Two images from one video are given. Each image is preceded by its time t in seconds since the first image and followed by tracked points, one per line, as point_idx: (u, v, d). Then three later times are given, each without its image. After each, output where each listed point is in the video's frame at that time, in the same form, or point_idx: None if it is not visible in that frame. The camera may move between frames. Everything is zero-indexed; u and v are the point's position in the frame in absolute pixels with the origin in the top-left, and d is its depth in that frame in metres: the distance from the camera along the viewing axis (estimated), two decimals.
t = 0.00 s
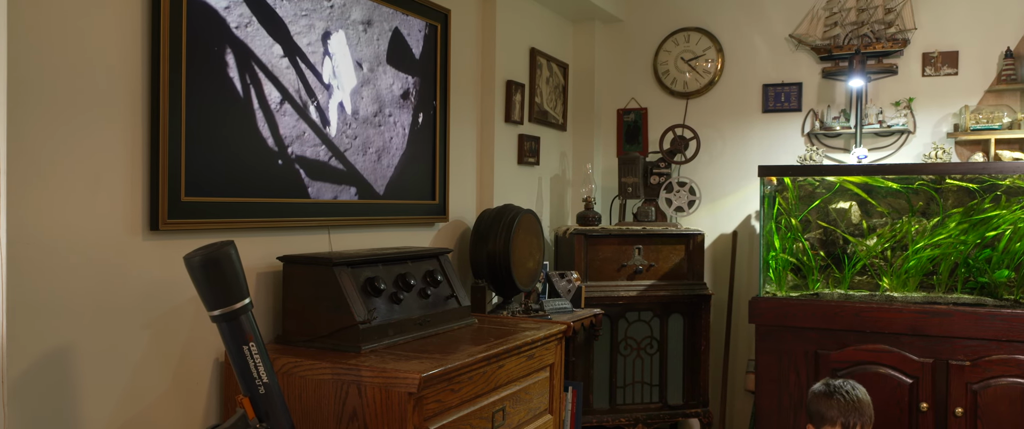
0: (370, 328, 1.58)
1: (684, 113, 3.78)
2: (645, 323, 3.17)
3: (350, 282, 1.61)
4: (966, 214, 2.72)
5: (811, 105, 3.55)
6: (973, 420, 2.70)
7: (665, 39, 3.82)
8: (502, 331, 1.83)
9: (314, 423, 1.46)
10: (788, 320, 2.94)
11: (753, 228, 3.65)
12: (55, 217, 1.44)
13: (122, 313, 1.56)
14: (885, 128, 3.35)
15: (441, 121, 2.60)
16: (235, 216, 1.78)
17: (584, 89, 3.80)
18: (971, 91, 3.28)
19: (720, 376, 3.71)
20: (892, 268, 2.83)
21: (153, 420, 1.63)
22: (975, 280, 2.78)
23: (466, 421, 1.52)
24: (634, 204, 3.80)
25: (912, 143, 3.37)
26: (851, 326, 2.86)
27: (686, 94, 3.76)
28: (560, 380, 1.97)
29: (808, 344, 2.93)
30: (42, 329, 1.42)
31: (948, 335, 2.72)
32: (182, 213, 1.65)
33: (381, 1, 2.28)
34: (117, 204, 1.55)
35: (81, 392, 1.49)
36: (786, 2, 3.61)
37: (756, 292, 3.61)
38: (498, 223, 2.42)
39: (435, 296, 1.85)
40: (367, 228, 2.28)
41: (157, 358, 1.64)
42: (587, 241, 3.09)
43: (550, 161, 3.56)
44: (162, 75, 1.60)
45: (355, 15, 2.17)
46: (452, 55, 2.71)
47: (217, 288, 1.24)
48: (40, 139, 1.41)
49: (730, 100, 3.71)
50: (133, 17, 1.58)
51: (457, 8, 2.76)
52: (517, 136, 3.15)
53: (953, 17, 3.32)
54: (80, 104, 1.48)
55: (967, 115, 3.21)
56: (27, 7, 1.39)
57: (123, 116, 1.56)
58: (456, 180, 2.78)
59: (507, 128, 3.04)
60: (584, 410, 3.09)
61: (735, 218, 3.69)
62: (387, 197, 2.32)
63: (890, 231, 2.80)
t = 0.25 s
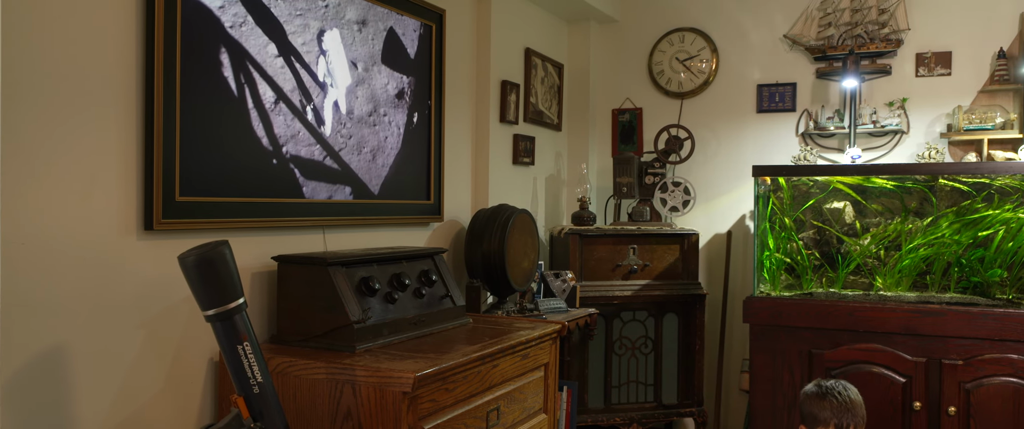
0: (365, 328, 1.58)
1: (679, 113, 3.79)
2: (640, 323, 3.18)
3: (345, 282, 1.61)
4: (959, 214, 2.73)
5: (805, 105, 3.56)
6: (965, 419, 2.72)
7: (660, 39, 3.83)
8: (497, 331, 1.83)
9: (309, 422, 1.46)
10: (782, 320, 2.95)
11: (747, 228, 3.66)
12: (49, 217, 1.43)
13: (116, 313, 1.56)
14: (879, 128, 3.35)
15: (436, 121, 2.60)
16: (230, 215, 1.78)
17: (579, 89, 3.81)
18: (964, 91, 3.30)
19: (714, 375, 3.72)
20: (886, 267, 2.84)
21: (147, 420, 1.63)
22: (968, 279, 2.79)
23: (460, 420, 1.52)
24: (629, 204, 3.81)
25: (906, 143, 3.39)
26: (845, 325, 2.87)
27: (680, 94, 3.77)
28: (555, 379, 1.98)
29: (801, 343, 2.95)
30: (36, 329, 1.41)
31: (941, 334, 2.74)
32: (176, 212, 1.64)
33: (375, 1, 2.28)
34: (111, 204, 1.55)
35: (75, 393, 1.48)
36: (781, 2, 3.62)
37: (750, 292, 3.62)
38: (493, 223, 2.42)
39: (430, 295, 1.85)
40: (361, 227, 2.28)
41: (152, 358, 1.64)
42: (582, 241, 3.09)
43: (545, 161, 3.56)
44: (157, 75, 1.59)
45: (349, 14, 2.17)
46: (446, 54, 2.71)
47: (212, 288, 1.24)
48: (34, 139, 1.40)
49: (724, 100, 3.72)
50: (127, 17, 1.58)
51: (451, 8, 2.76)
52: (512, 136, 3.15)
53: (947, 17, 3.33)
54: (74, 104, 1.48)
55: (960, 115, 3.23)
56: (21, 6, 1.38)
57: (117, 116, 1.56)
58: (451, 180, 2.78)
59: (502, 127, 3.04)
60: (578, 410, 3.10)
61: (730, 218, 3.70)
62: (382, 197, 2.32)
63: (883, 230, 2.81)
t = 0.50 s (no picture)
0: (359, 327, 1.58)
1: (673, 113, 3.80)
2: (635, 322, 3.19)
3: (339, 281, 1.61)
4: (952, 213, 2.75)
5: (799, 105, 3.58)
6: (958, 418, 2.73)
7: (655, 39, 3.84)
8: (491, 330, 1.83)
9: (304, 422, 1.46)
10: (776, 319, 2.97)
11: (742, 228, 3.67)
12: (42, 216, 1.43)
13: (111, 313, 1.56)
14: (873, 128, 3.37)
15: (431, 120, 2.60)
16: (224, 215, 1.78)
17: (574, 89, 3.82)
18: (957, 91, 3.32)
19: (708, 374, 3.73)
20: (879, 267, 2.86)
21: (142, 420, 1.63)
22: (961, 279, 2.79)
23: (454, 419, 1.52)
24: (624, 203, 3.81)
25: (899, 143, 3.40)
26: (839, 324, 2.88)
27: (675, 94, 3.78)
28: (549, 379, 1.98)
29: (795, 342, 2.96)
30: (30, 329, 1.41)
31: (934, 333, 2.75)
32: (171, 211, 1.64)
33: (370, 1, 2.28)
34: (105, 204, 1.54)
35: (69, 393, 1.48)
36: (775, 3, 3.63)
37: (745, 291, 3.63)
38: (488, 223, 2.42)
39: (425, 295, 1.85)
40: (356, 227, 2.28)
41: (146, 358, 1.63)
42: (577, 240, 3.10)
43: (540, 160, 3.56)
44: (151, 74, 1.59)
45: (344, 14, 2.17)
46: (441, 54, 2.71)
47: (206, 287, 1.24)
48: (27, 138, 1.40)
49: (719, 100, 3.73)
50: (121, 16, 1.57)
51: (446, 9, 2.76)
52: (507, 136, 3.15)
53: (940, 18, 3.35)
54: (67, 103, 1.47)
55: (954, 115, 3.25)
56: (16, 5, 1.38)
57: (112, 115, 1.56)
58: (445, 180, 2.78)
59: (496, 127, 3.04)
60: (573, 409, 3.10)
61: (725, 218, 3.71)
62: (377, 196, 2.32)
63: (877, 230, 2.82)
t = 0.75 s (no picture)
0: (354, 326, 1.58)
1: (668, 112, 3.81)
2: (630, 321, 3.20)
3: (334, 280, 1.61)
4: (944, 212, 2.76)
5: (793, 105, 3.59)
6: (951, 416, 2.75)
7: (650, 39, 3.85)
8: (486, 329, 1.84)
9: (298, 420, 1.47)
10: (770, 318, 2.98)
11: (736, 227, 3.68)
12: (36, 215, 1.43)
13: (105, 311, 1.56)
14: (866, 127, 3.39)
15: (426, 119, 2.60)
16: (219, 213, 1.78)
17: (569, 88, 3.82)
18: (950, 91, 3.34)
19: (703, 373, 3.74)
20: (872, 265, 2.87)
21: (136, 418, 1.62)
22: (954, 277, 2.81)
23: (449, 418, 1.52)
24: (619, 203, 3.82)
25: (893, 142, 3.42)
26: (832, 322, 2.89)
27: (670, 94, 3.79)
28: (544, 377, 1.98)
29: (789, 341, 2.97)
30: (25, 327, 1.41)
31: (927, 331, 2.77)
32: (166, 210, 1.64)
33: None
34: (100, 202, 1.54)
35: (63, 391, 1.48)
36: (769, 3, 3.64)
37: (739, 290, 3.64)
38: (482, 222, 2.43)
39: (420, 293, 1.85)
40: (351, 226, 2.28)
41: (141, 356, 1.63)
42: (572, 239, 3.11)
43: (535, 159, 3.57)
44: (146, 72, 1.59)
45: (339, 13, 2.17)
46: (436, 54, 2.71)
47: (200, 285, 1.24)
48: (22, 137, 1.40)
49: (713, 99, 3.74)
50: (116, 14, 1.57)
51: (441, 8, 2.76)
52: (502, 135, 3.15)
53: (933, 18, 3.37)
54: (62, 101, 1.47)
55: (947, 115, 3.27)
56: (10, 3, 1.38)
57: (106, 114, 1.55)
58: (440, 179, 2.78)
59: (492, 126, 3.04)
60: (568, 408, 3.11)
61: (719, 217, 3.72)
62: (372, 195, 2.32)
63: (870, 229, 2.84)
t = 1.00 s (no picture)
0: (349, 323, 1.59)
1: (663, 112, 3.83)
2: (624, 319, 3.21)
3: (329, 277, 1.61)
4: (936, 210, 2.78)
5: (787, 104, 3.61)
6: (944, 413, 2.76)
7: (645, 38, 3.86)
8: (481, 327, 1.84)
9: (293, 417, 1.47)
10: (764, 316, 2.99)
11: (730, 226, 3.70)
12: (30, 212, 1.43)
13: (99, 308, 1.55)
14: (860, 126, 3.40)
15: (421, 118, 2.60)
16: (213, 211, 1.78)
17: (564, 87, 3.83)
18: (943, 90, 3.35)
19: (698, 371, 3.76)
20: (866, 263, 2.91)
21: (130, 415, 1.62)
22: (946, 275, 2.84)
23: (443, 415, 1.53)
24: (614, 202, 3.83)
25: (886, 141, 3.44)
26: (826, 320, 2.91)
27: (665, 92, 3.80)
28: (538, 375, 1.99)
29: (783, 339, 2.98)
30: (18, 324, 1.41)
31: (920, 329, 2.79)
32: (160, 207, 1.64)
33: None
34: (94, 200, 1.54)
35: (57, 389, 1.48)
36: (763, 2, 3.66)
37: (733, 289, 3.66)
38: (477, 220, 2.43)
39: (415, 291, 1.86)
40: (346, 224, 2.28)
41: (135, 354, 1.63)
42: (567, 238, 3.11)
43: (530, 158, 3.57)
44: (139, 70, 1.59)
45: (334, 11, 2.17)
46: (431, 53, 2.72)
47: (195, 281, 1.24)
48: (16, 134, 1.40)
49: (707, 98, 3.76)
50: (110, 12, 1.57)
51: (436, 7, 2.77)
52: (497, 133, 3.16)
53: (926, 17, 3.39)
54: (57, 99, 1.47)
55: (940, 114, 3.29)
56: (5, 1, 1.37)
57: (100, 111, 1.55)
58: (435, 177, 2.79)
59: (487, 125, 3.05)
60: (563, 406, 3.12)
61: (713, 216, 3.74)
62: (367, 193, 2.33)
63: (864, 227, 2.87)
